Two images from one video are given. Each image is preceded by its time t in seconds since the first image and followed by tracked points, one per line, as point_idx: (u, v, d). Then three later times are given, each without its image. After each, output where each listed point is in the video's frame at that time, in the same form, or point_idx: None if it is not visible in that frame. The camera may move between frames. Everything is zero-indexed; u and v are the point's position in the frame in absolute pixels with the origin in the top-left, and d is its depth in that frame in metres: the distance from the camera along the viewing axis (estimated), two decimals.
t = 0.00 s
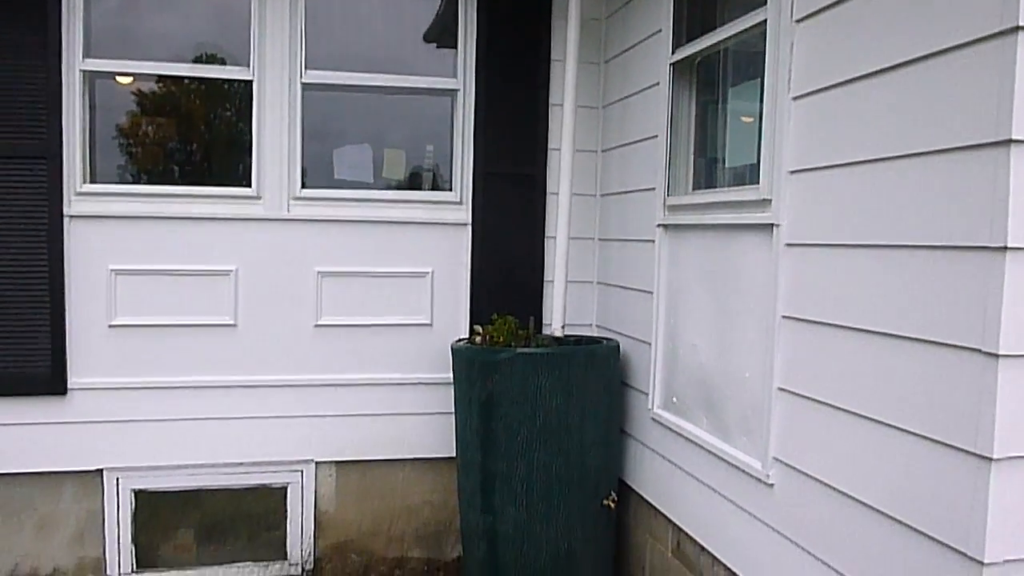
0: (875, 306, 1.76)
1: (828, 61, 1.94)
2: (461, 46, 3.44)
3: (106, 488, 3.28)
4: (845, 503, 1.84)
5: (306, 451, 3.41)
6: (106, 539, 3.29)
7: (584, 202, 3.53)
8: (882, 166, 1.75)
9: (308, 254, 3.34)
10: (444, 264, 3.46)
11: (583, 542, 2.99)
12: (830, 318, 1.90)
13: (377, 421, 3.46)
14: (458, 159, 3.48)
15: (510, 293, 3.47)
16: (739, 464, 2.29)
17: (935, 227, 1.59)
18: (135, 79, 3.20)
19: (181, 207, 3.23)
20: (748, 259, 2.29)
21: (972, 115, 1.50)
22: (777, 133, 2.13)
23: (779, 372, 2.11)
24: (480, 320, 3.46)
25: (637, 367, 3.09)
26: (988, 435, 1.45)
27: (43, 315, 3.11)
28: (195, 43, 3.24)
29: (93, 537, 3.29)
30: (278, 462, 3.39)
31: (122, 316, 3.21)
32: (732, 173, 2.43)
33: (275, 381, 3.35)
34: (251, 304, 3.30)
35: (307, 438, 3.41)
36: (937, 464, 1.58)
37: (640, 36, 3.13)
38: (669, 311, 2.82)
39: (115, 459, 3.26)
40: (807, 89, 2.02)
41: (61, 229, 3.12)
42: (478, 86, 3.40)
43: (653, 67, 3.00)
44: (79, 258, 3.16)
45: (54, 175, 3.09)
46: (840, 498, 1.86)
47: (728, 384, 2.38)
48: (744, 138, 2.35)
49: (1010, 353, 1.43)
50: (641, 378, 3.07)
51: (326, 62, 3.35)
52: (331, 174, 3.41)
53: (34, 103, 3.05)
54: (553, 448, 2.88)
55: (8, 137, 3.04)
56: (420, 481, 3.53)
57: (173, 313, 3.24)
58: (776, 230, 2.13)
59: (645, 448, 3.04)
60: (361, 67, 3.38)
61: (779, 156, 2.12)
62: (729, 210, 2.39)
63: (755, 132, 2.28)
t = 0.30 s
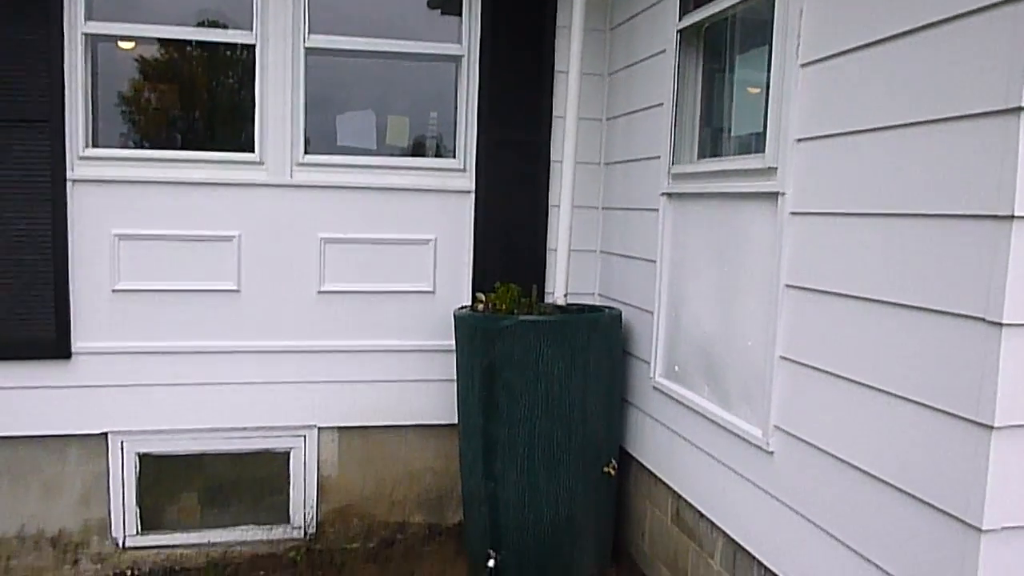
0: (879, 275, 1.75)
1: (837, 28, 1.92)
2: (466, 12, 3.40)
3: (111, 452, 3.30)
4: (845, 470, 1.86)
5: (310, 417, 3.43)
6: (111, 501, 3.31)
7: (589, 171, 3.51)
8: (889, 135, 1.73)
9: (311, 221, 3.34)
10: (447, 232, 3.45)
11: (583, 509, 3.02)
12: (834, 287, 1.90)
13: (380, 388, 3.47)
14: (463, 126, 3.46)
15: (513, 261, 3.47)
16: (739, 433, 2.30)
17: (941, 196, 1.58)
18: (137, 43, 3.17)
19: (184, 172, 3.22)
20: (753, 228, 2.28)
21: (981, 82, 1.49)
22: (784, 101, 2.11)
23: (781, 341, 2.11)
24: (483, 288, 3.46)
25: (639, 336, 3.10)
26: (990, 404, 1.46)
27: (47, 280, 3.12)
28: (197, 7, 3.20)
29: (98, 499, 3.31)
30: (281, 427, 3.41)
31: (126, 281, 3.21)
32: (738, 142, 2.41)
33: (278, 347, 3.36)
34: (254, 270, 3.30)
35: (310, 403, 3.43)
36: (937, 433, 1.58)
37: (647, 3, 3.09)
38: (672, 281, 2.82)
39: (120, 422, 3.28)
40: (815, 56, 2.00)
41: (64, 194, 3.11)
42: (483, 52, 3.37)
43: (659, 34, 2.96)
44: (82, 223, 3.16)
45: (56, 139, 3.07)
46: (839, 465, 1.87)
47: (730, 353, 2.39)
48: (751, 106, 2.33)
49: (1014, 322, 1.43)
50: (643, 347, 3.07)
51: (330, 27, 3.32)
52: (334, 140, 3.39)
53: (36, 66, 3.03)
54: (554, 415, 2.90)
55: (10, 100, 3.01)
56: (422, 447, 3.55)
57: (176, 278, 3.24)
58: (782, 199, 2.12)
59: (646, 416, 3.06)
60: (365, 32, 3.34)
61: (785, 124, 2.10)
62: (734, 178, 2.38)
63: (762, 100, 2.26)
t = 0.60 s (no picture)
0: (881, 252, 1.75)
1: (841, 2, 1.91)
2: None
3: (115, 429, 3.32)
4: (845, 445, 1.86)
5: (312, 394, 3.44)
6: (116, 476, 3.33)
7: (590, 148, 3.50)
8: (892, 110, 1.73)
9: (312, 198, 3.33)
10: (448, 209, 3.45)
11: (585, 485, 3.03)
12: (836, 264, 1.90)
13: (381, 365, 3.48)
14: (464, 103, 3.45)
15: (514, 239, 3.48)
16: (740, 409, 2.31)
17: (944, 171, 1.57)
18: (136, 18, 3.15)
19: (185, 149, 3.21)
20: (754, 204, 2.28)
21: (986, 57, 1.48)
22: (787, 77, 2.10)
23: (783, 317, 2.11)
24: (484, 265, 3.47)
25: (640, 314, 3.11)
26: (991, 378, 1.46)
27: (49, 257, 3.11)
28: None
29: (103, 474, 3.33)
30: (284, 404, 3.43)
31: (128, 258, 3.21)
32: (740, 119, 2.40)
33: (281, 324, 3.37)
34: (255, 248, 3.30)
35: (313, 380, 3.44)
36: (938, 408, 1.59)
37: None
38: (674, 258, 2.82)
39: (123, 399, 3.30)
40: (818, 32, 1.99)
41: (65, 171, 3.10)
42: (484, 28, 3.35)
43: (661, 10, 2.94)
44: (83, 200, 3.15)
45: (57, 116, 3.06)
46: (839, 440, 1.88)
47: (731, 329, 2.39)
48: (754, 82, 2.32)
49: (1015, 297, 1.43)
50: (644, 324, 3.08)
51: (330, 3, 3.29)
52: (335, 117, 3.38)
53: (35, 42, 3.00)
54: (556, 392, 2.91)
55: (10, 77, 2.99)
56: (423, 424, 3.57)
57: (179, 256, 3.24)
58: (784, 175, 2.11)
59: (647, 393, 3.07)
60: (365, 8, 3.32)
61: (788, 100, 2.09)
62: (736, 155, 2.37)
63: (765, 76, 2.25)
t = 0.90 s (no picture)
0: (879, 230, 1.76)
1: None
2: None
3: (118, 411, 3.33)
4: (844, 423, 1.87)
5: (313, 376, 3.46)
6: (118, 459, 3.35)
7: (590, 130, 3.50)
8: (890, 88, 1.72)
9: (312, 181, 3.33)
10: (448, 192, 3.44)
11: (585, 465, 3.05)
12: (835, 243, 1.90)
13: (382, 347, 3.49)
14: (463, 85, 3.44)
15: (514, 221, 3.48)
16: (740, 388, 2.32)
17: (943, 149, 1.57)
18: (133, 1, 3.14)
19: (184, 132, 3.21)
20: (754, 184, 2.28)
21: (984, 34, 1.47)
22: (786, 56, 2.10)
23: (782, 296, 2.12)
24: (484, 247, 3.47)
25: (640, 295, 3.11)
26: (988, 355, 1.47)
27: (49, 241, 3.11)
28: None
29: (106, 456, 3.34)
30: (285, 387, 3.44)
31: (128, 241, 3.21)
32: (740, 99, 2.40)
33: (281, 306, 3.38)
34: (255, 231, 3.30)
35: (314, 363, 3.45)
36: (936, 384, 1.59)
37: None
38: (673, 239, 2.82)
39: (126, 382, 3.31)
40: (818, 10, 1.98)
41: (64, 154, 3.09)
42: (482, 9, 3.33)
43: None
44: (83, 184, 3.15)
45: (55, 100, 3.05)
46: (837, 418, 1.89)
47: (731, 309, 2.40)
48: (754, 62, 2.31)
49: (1014, 273, 1.44)
50: (644, 305, 3.08)
51: None
52: (334, 100, 3.38)
53: (31, 25, 2.99)
54: (557, 373, 2.92)
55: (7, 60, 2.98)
56: (424, 406, 3.59)
57: (179, 239, 3.24)
58: (783, 155, 2.11)
59: (647, 374, 3.08)
60: None
61: (787, 79, 2.09)
62: (736, 134, 2.37)
63: (765, 55, 2.24)
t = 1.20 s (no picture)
0: (882, 210, 1.75)
1: None
2: None
3: (123, 394, 3.35)
4: (847, 404, 1.88)
5: (318, 359, 3.47)
6: (124, 441, 3.37)
7: (594, 112, 3.49)
8: (894, 68, 1.71)
9: (316, 164, 3.33)
10: (452, 175, 3.44)
11: (589, 447, 3.06)
12: (838, 224, 1.90)
13: (387, 330, 3.50)
14: (466, 68, 3.43)
15: (518, 204, 3.47)
16: (743, 370, 2.32)
17: (946, 128, 1.57)
18: None
19: (187, 115, 3.20)
20: (758, 165, 2.27)
21: (988, 12, 1.46)
22: (790, 36, 2.09)
23: (786, 277, 2.12)
24: (488, 230, 3.47)
25: (643, 277, 3.11)
26: (991, 335, 1.47)
27: (53, 224, 3.12)
28: None
29: (111, 438, 3.36)
30: (290, 369, 3.45)
31: (132, 225, 3.22)
32: (745, 80, 2.39)
33: (286, 289, 3.39)
34: (260, 214, 3.31)
35: (319, 346, 3.46)
36: (939, 365, 1.60)
37: None
38: (677, 221, 2.82)
39: (131, 365, 3.33)
40: None
41: (67, 138, 3.09)
42: None
43: None
44: (86, 167, 3.15)
45: (57, 83, 3.04)
46: (840, 398, 1.90)
47: (734, 290, 2.40)
48: (759, 43, 2.30)
49: (1017, 253, 1.44)
50: (648, 288, 3.09)
51: None
52: (337, 83, 3.37)
53: (33, 7, 2.98)
54: (561, 356, 2.92)
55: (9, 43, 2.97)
56: (428, 388, 3.60)
57: (183, 222, 3.25)
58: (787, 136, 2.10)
59: (650, 356, 3.08)
60: None
61: (791, 60, 2.08)
62: (740, 116, 2.36)
63: (770, 36, 2.23)
